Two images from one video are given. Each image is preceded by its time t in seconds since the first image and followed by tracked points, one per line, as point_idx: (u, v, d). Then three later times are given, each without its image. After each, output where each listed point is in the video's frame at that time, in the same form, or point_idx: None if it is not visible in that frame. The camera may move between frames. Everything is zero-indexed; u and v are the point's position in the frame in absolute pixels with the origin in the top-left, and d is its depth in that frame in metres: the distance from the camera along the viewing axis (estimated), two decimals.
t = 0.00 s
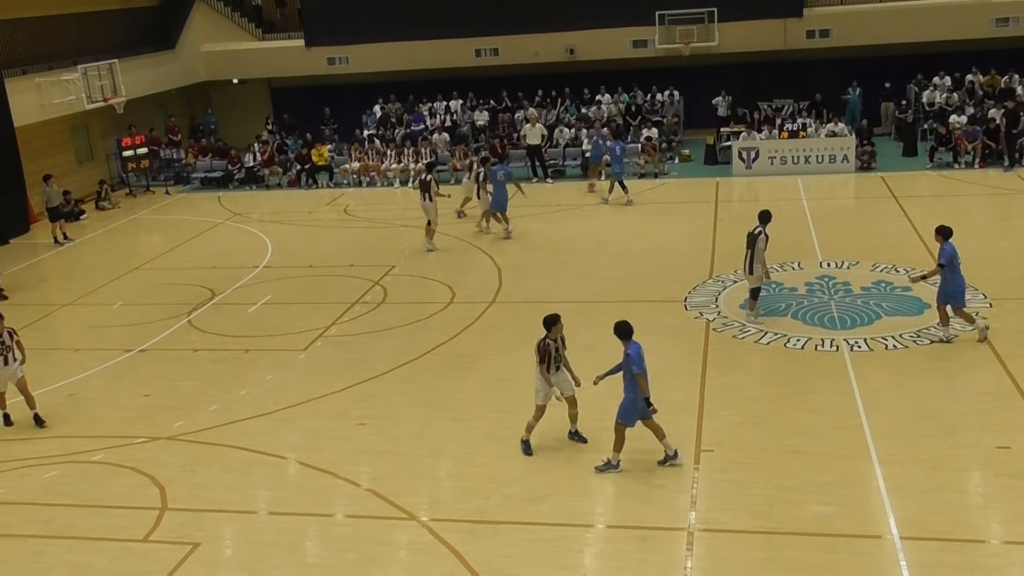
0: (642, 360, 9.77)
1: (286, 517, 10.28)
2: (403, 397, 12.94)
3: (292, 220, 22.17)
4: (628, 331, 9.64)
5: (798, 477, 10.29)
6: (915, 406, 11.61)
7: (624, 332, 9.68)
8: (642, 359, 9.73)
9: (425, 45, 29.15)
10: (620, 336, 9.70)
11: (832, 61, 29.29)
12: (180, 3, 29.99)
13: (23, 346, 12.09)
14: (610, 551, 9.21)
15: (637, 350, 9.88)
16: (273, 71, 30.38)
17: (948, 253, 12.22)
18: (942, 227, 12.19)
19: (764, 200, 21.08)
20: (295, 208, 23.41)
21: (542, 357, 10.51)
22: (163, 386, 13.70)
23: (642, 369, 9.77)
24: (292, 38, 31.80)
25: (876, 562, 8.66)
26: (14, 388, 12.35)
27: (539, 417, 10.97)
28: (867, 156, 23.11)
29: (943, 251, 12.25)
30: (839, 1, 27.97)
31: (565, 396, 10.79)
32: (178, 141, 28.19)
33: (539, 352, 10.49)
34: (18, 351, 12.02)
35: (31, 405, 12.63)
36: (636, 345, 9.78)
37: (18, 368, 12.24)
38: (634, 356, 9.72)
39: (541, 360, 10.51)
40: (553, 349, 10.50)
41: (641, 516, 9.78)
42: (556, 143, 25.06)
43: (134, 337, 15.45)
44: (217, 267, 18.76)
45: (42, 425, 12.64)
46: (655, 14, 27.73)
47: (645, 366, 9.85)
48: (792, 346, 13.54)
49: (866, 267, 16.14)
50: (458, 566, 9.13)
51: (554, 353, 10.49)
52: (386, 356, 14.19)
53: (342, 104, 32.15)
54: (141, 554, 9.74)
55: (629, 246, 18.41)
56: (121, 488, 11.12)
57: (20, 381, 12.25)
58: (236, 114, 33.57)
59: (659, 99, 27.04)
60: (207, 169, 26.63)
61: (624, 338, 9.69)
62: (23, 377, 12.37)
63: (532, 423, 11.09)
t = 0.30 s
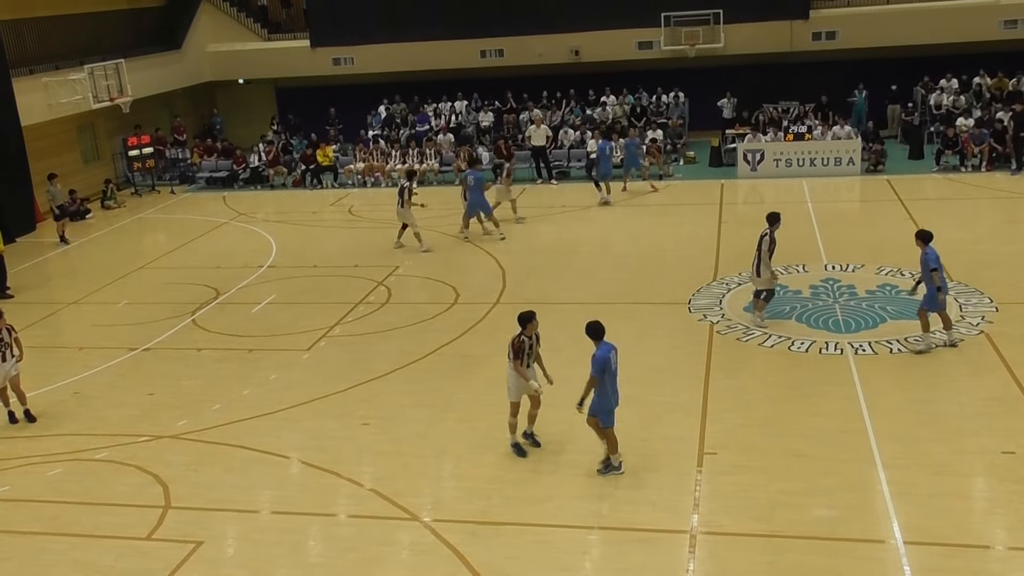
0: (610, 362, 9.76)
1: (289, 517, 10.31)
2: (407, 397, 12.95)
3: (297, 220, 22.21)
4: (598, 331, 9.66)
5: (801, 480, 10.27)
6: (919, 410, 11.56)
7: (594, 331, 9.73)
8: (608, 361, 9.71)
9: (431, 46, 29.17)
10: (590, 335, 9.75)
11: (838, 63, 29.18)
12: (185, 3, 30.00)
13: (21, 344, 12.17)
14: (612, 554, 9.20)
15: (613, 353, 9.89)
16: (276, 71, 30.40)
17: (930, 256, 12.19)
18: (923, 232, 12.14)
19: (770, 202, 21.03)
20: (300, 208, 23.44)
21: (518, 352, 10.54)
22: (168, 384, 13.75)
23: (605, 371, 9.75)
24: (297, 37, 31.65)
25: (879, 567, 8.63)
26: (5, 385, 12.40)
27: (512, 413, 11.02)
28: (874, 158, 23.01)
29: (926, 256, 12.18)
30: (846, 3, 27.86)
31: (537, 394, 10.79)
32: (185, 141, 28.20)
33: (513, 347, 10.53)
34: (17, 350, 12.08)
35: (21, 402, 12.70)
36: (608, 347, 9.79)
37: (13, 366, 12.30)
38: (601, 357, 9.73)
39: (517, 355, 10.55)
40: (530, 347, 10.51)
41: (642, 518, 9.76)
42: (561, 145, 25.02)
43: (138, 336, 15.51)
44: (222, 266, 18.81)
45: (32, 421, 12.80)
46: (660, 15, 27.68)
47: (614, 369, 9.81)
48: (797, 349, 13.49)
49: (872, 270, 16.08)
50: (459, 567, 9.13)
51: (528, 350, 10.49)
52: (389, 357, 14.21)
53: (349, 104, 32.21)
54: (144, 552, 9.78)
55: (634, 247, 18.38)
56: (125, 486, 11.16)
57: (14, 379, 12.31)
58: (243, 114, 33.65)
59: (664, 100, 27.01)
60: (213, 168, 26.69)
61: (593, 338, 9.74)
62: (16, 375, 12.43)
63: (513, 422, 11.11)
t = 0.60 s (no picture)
0: (579, 366, 9.76)
1: (293, 516, 10.31)
2: (410, 397, 12.96)
3: (302, 220, 22.23)
4: (571, 334, 9.65)
5: (805, 481, 10.25)
6: (924, 411, 11.54)
7: (565, 334, 9.69)
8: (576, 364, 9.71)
9: (435, 46, 29.20)
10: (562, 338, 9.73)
11: (843, 63, 29.15)
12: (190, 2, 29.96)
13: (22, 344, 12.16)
14: (615, 554, 9.19)
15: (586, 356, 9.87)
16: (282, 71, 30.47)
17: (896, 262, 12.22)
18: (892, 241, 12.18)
19: (774, 202, 21.02)
20: (304, 208, 23.46)
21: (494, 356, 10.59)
22: (172, 384, 13.76)
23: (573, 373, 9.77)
24: (301, 36, 31.87)
25: (883, 568, 8.61)
26: (7, 385, 12.38)
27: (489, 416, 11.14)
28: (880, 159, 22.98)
29: (891, 263, 12.23)
30: (851, 3, 27.83)
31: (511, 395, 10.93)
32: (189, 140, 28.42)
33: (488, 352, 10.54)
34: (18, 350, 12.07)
35: (21, 402, 12.69)
36: (579, 350, 9.76)
37: (14, 366, 12.29)
38: (570, 360, 9.73)
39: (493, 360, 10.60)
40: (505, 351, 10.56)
41: (646, 519, 9.76)
42: (565, 146, 24.98)
43: (142, 335, 15.52)
44: (226, 266, 18.83)
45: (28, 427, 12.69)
46: (664, 16, 27.70)
47: (584, 372, 9.81)
48: (801, 350, 13.48)
49: (876, 271, 16.06)
50: (462, 567, 9.13)
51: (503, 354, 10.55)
52: (393, 357, 14.22)
53: (354, 105, 32.26)
54: (148, 551, 9.78)
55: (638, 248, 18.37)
56: (129, 485, 11.18)
57: (14, 379, 12.30)
58: (248, 114, 33.69)
59: (669, 101, 27.00)
60: (218, 168, 26.72)
61: (565, 341, 9.71)
62: (17, 375, 12.42)
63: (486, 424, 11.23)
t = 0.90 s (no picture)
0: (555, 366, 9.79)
1: (299, 515, 10.31)
2: (416, 396, 12.96)
3: (307, 219, 22.23)
4: (548, 333, 9.70)
5: (811, 480, 10.25)
6: (929, 409, 11.54)
7: (541, 333, 9.72)
8: (553, 364, 9.73)
9: (440, 45, 29.19)
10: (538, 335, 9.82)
11: (849, 62, 29.14)
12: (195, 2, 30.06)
13: (26, 345, 12.12)
14: (622, 552, 9.19)
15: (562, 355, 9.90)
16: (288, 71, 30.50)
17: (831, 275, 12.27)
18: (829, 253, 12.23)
19: (780, 200, 21.02)
20: (309, 207, 23.47)
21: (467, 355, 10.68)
22: (178, 383, 13.77)
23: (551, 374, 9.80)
24: (307, 37, 31.38)
25: (890, 566, 8.61)
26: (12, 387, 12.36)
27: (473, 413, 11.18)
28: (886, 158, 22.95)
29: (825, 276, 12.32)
30: (856, 2, 27.82)
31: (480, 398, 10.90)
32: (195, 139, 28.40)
33: (462, 347, 10.64)
34: (23, 351, 12.04)
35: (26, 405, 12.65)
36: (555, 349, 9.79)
37: (19, 368, 12.26)
38: (546, 358, 9.76)
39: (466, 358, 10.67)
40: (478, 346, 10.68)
41: (652, 518, 9.75)
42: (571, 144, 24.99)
43: (149, 334, 15.53)
44: (233, 265, 18.82)
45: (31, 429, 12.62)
46: (670, 14, 27.71)
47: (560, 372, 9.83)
48: (806, 348, 13.47)
49: (882, 269, 16.05)
50: (469, 565, 9.14)
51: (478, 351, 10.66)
52: (399, 355, 14.22)
53: (357, 105, 32.26)
54: (155, 550, 9.79)
55: (644, 246, 18.37)
56: (135, 484, 11.18)
57: (20, 380, 12.28)
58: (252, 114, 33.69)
59: (674, 99, 26.99)
60: (223, 167, 26.73)
61: (541, 339, 9.76)
62: (22, 376, 12.39)
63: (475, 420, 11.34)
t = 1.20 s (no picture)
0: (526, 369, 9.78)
1: (301, 513, 10.31)
2: (418, 395, 12.95)
3: (309, 217, 22.22)
4: (521, 334, 9.71)
5: (813, 478, 10.25)
6: (931, 407, 11.54)
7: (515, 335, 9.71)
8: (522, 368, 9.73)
9: (442, 43, 29.18)
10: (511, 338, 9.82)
11: (851, 60, 29.13)
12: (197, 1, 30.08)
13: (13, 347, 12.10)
14: (624, 550, 9.19)
15: (536, 359, 9.88)
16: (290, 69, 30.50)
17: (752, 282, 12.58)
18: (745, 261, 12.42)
19: (782, 198, 21.01)
20: (311, 206, 23.46)
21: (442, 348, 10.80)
22: (180, 381, 13.77)
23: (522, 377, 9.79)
24: (309, 34, 31.19)
25: (892, 565, 8.61)
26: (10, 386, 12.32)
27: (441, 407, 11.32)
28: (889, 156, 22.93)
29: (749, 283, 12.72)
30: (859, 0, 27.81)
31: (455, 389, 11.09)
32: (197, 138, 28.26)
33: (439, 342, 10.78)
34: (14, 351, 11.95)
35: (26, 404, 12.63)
36: (527, 352, 9.79)
37: (11, 370, 12.23)
38: (517, 361, 9.77)
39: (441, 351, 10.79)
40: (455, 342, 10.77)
41: (654, 516, 9.75)
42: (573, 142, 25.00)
43: (152, 332, 15.53)
44: (235, 263, 18.82)
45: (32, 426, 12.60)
46: (673, 12, 27.70)
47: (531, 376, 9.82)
48: (809, 346, 13.47)
49: (884, 267, 16.04)
50: (471, 563, 9.14)
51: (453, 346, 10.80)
52: (401, 353, 14.22)
53: (359, 104, 32.27)
54: (157, 548, 9.79)
55: (645, 244, 18.37)
56: (137, 483, 11.19)
57: (13, 381, 12.21)
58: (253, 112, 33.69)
59: (677, 98, 26.98)
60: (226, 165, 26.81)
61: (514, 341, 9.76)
62: (14, 378, 12.34)
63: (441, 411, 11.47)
